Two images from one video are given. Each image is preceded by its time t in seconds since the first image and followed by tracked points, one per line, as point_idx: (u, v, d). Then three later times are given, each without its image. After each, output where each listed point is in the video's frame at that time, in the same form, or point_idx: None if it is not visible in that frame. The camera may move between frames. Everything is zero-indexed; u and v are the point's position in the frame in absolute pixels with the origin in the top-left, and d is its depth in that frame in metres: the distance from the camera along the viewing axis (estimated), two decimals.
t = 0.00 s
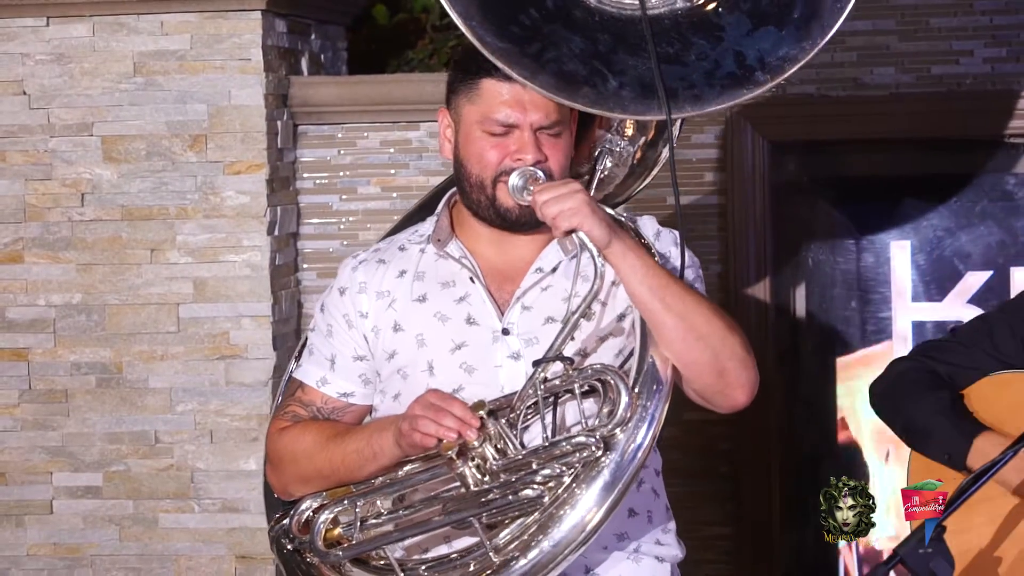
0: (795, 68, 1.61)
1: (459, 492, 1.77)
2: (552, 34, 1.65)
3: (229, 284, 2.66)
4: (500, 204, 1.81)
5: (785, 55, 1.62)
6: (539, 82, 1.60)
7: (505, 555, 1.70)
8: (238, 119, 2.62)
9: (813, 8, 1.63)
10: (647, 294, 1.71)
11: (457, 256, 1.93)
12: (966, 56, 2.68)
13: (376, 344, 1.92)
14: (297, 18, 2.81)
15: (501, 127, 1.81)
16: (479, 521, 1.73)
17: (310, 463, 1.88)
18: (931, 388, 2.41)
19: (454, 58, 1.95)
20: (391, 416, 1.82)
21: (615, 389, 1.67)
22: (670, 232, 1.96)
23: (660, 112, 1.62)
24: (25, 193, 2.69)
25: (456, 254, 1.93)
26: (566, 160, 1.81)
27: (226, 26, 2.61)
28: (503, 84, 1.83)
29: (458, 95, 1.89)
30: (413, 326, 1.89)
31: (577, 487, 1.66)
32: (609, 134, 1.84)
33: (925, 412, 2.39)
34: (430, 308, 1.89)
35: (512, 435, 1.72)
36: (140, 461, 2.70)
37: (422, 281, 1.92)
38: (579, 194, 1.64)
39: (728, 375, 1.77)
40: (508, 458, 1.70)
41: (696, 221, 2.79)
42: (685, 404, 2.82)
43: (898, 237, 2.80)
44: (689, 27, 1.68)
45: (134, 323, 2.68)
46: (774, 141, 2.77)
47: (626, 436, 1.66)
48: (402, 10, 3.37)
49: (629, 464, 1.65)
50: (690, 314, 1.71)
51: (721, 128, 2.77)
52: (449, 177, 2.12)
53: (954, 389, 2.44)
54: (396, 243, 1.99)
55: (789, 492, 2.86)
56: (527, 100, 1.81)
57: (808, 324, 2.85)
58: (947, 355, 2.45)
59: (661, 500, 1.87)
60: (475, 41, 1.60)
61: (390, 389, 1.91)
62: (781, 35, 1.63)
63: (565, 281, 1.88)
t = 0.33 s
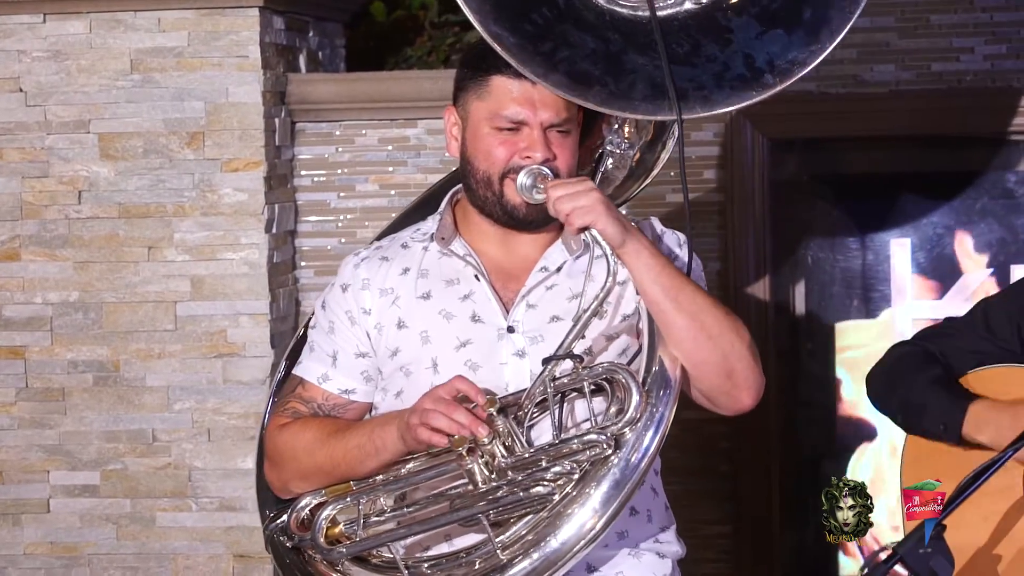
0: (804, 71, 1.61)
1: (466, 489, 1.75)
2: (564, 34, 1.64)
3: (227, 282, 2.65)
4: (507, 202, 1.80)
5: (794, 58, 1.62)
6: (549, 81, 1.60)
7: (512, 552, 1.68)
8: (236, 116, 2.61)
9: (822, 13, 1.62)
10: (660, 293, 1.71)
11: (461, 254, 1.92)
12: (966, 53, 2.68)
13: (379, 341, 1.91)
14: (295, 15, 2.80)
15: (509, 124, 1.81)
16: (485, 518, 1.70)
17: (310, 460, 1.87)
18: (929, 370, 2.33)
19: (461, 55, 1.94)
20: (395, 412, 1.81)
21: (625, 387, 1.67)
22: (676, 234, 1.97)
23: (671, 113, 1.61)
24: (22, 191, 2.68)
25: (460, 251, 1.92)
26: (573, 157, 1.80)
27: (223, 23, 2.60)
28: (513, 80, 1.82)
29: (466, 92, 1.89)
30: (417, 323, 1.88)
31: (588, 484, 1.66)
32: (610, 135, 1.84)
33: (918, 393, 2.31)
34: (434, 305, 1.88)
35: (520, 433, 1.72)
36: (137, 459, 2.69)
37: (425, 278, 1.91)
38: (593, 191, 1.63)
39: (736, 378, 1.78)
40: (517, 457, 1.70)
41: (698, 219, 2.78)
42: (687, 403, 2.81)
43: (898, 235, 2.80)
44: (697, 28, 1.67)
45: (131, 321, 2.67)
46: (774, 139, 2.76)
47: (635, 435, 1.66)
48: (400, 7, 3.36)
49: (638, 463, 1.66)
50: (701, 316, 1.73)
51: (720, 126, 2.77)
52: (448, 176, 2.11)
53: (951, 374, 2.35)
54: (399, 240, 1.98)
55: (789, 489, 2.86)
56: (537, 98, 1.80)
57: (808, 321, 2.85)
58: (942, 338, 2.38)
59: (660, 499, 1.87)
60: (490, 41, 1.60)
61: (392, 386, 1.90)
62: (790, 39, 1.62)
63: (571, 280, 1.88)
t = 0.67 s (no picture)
0: (798, 67, 1.61)
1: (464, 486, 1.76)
2: (559, 31, 1.64)
3: (226, 282, 2.65)
4: (506, 200, 1.81)
5: (788, 53, 1.61)
6: (543, 77, 1.60)
7: (511, 548, 1.69)
8: (235, 116, 2.61)
9: (816, 7, 1.61)
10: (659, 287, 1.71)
11: (458, 251, 1.92)
12: (966, 53, 2.67)
13: (377, 340, 1.91)
14: (294, 15, 2.80)
15: (506, 123, 1.81)
16: (484, 514, 1.71)
17: (309, 460, 1.87)
18: (942, 364, 2.37)
19: (457, 54, 1.94)
20: (392, 412, 1.82)
21: (622, 383, 1.66)
22: (672, 231, 1.96)
23: (666, 109, 1.61)
24: (21, 191, 2.68)
25: (457, 249, 1.92)
26: (570, 154, 1.80)
27: (222, 23, 2.60)
28: (509, 80, 1.82)
29: (462, 91, 1.89)
30: (414, 321, 1.89)
31: (587, 477, 1.66)
32: (607, 134, 1.83)
33: (926, 386, 2.37)
34: (431, 303, 1.88)
35: (518, 430, 1.71)
36: (136, 460, 2.69)
37: (422, 276, 1.91)
38: (593, 190, 1.63)
39: (736, 370, 1.78)
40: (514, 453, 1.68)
41: (697, 218, 2.78)
42: (684, 402, 2.81)
43: (897, 235, 2.80)
44: (692, 26, 1.66)
45: (130, 321, 2.67)
46: (773, 138, 2.76)
47: (632, 429, 1.66)
48: (400, 7, 3.36)
49: (635, 459, 1.66)
50: (698, 308, 1.73)
51: (719, 125, 2.76)
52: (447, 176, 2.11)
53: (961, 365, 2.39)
54: (396, 240, 1.99)
55: (788, 487, 2.87)
56: (533, 96, 1.81)
57: (806, 320, 2.85)
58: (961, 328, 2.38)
59: (659, 496, 1.87)
60: (485, 38, 1.60)
61: (391, 384, 1.90)
62: (785, 34, 1.62)
63: (568, 277, 1.88)
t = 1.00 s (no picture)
0: (795, 68, 1.61)
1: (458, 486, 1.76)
2: (554, 32, 1.65)
3: (226, 282, 2.65)
4: (500, 201, 1.81)
5: (784, 55, 1.61)
6: (538, 79, 1.59)
7: (503, 548, 1.69)
8: (234, 117, 2.61)
9: (812, 9, 1.61)
10: (652, 290, 1.71)
11: (454, 253, 1.92)
12: (965, 54, 2.67)
13: (372, 341, 1.92)
14: (293, 15, 2.80)
15: (500, 124, 1.81)
16: (476, 515, 1.71)
17: (304, 461, 1.87)
18: (963, 348, 2.36)
19: (454, 55, 1.94)
20: (387, 410, 1.82)
21: (614, 384, 1.67)
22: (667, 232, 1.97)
23: (661, 110, 1.61)
24: (21, 191, 2.68)
25: (452, 251, 1.92)
26: (565, 156, 1.80)
27: (223, 23, 2.60)
28: (503, 82, 1.82)
29: (458, 93, 1.89)
30: (409, 322, 1.89)
31: (579, 478, 1.66)
32: (604, 136, 1.84)
33: (949, 370, 2.35)
34: (427, 304, 1.88)
35: (510, 430, 1.70)
36: (136, 460, 2.69)
37: (418, 278, 1.91)
38: (584, 191, 1.63)
39: (729, 373, 1.78)
40: (506, 453, 1.68)
41: (697, 218, 2.77)
42: (682, 402, 2.81)
43: (897, 235, 2.81)
44: (688, 26, 1.67)
45: (129, 321, 2.67)
46: (773, 139, 2.76)
47: (625, 430, 1.66)
48: (400, 7, 3.37)
49: (628, 460, 1.66)
50: (690, 309, 1.73)
51: (718, 125, 2.76)
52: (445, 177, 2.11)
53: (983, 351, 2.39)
54: (393, 242, 1.99)
55: (785, 487, 2.88)
56: (526, 98, 1.81)
57: (804, 319, 2.85)
58: (983, 313, 2.40)
59: (656, 498, 1.87)
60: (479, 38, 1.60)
61: (387, 385, 1.90)
62: (781, 35, 1.62)
63: (562, 278, 1.88)
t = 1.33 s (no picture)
0: (795, 72, 1.60)
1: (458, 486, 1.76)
2: (556, 33, 1.64)
3: (226, 283, 2.65)
4: (501, 202, 1.81)
5: (785, 57, 1.61)
6: (540, 80, 1.60)
7: (503, 548, 1.69)
8: (234, 117, 2.61)
9: (813, 12, 1.61)
10: (653, 291, 1.71)
11: (453, 254, 1.92)
12: (965, 54, 2.67)
13: (372, 343, 1.92)
14: (293, 16, 2.80)
15: (500, 126, 1.81)
16: (476, 514, 1.70)
17: (303, 461, 1.86)
18: (961, 337, 2.29)
19: (454, 56, 1.94)
20: (388, 409, 1.81)
21: (614, 384, 1.66)
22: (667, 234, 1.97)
23: (662, 112, 1.62)
24: (20, 192, 2.68)
25: (451, 253, 1.92)
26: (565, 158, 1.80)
27: (222, 24, 2.60)
28: (504, 83, 1.83)
29: (459, 95, 1.89)
30: (409, 324, 1.89)
31: (579, 478, 1.66)
32: (605, 138, 1.84)
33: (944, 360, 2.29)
34: (426, 306, 1.88)
35: (511, 430, 1.70)
36: (136, 460, 2.69)
37: (418, 280, 1.91)
38: (586, 191, 1.63)
39: (729, 375, 1.78)
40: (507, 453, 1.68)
41: (697, 218, 2.77)
42: (683, 402, 2.81)
43: (897, 235, 2.81)
44: (689, 29, 1.67)
45: (129, 322, 2.67)
46: (773, 139, 2.76)
47: (625, 430, 1.66)
48: (400, 7, 3.37)
49: (628, 460, 1.66)
50: (689, 310, 1.73)
51: (718, 126, 2.76)
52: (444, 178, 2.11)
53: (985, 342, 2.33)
54: (393, 244, 1.99)
55: (784, 487, 2.88)
56: (527, 99, 1.81)
57: (804, 319, 2.86)
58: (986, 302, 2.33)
59: (655, 497, 1.87)
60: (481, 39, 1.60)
61: (387, 387, 1.90)
62: (782, 38, 1.62)
63: (562, 279, 1.88)
